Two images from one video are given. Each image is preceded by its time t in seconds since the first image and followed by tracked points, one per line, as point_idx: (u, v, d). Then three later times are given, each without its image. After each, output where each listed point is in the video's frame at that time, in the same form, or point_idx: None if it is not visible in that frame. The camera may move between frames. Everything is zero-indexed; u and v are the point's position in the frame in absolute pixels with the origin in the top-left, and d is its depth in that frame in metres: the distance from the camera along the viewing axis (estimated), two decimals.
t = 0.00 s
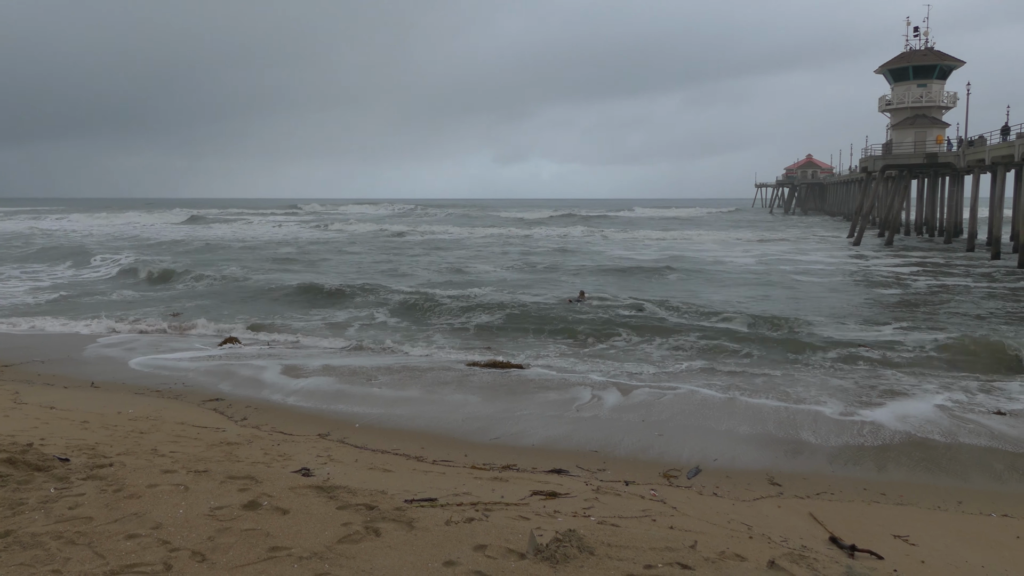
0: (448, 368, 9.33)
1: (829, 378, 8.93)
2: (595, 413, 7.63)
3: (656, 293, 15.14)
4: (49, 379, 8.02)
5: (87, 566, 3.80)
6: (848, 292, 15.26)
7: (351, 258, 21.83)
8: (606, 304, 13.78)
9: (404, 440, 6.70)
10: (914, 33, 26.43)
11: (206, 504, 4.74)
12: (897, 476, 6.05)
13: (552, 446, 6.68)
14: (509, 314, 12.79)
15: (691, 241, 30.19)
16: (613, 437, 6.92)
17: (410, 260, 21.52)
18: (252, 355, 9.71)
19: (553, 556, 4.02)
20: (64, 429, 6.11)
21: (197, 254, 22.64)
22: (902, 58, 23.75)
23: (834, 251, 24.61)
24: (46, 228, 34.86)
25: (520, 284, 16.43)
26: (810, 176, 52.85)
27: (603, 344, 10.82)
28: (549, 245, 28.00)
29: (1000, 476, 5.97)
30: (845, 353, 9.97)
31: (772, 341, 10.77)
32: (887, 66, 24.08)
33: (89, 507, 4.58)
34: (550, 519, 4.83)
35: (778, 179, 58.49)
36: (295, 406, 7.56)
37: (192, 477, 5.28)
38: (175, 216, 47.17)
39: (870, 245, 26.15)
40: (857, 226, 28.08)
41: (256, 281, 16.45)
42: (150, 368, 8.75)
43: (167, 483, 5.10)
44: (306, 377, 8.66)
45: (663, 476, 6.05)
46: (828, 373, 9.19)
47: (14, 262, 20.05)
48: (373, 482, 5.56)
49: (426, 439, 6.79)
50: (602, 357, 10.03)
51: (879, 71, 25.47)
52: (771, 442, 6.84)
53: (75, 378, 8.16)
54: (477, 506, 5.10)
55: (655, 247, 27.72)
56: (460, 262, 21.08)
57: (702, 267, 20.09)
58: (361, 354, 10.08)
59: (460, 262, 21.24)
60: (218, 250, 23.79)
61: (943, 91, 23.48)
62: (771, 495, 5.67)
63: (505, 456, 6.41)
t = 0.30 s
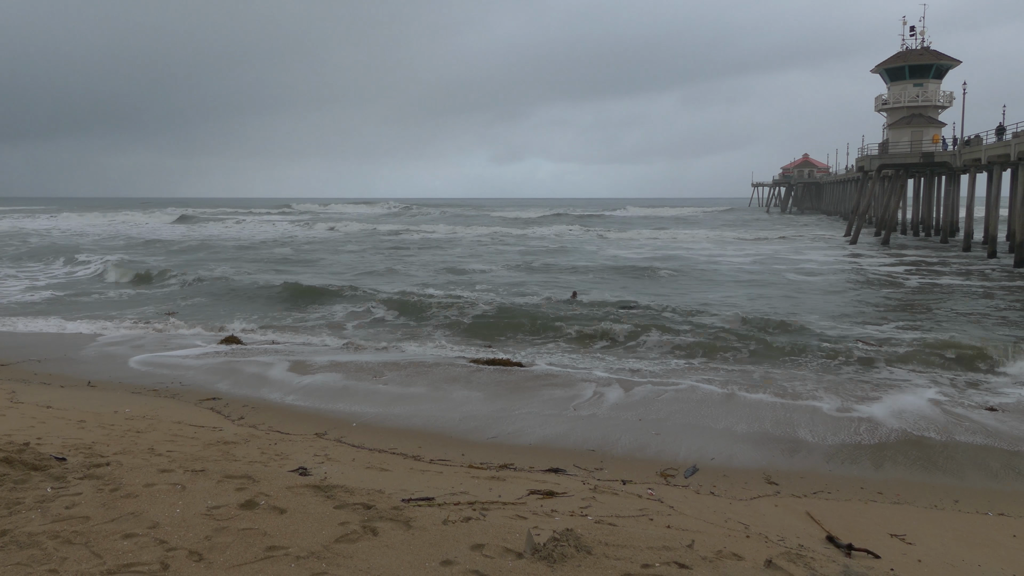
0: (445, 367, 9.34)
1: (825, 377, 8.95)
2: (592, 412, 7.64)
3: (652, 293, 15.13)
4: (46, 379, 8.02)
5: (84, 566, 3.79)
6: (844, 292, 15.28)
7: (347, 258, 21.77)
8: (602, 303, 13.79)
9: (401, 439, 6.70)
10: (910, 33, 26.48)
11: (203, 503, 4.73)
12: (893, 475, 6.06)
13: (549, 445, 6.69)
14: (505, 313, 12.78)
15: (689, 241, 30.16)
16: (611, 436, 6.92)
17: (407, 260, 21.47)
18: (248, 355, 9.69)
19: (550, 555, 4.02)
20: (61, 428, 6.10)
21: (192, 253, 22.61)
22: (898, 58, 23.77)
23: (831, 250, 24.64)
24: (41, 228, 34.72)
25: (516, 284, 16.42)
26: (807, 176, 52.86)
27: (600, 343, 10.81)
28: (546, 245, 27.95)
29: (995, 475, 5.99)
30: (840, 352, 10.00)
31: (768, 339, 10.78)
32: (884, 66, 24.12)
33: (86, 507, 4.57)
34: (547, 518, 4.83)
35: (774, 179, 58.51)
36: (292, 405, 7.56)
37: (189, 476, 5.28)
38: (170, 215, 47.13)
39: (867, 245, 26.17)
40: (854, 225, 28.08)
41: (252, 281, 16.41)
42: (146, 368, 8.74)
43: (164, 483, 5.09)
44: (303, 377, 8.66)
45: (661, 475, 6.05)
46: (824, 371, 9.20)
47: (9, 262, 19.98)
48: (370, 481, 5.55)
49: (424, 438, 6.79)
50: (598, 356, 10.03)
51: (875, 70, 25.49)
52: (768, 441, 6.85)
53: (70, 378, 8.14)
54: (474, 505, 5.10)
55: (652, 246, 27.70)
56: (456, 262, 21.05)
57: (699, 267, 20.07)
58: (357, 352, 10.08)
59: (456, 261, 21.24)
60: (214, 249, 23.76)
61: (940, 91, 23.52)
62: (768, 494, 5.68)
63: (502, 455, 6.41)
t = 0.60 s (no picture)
0: (444, 368, 9.34)
1: (822, 377, 8.95)
2: (590, 411, 7.64)
3: (649, 293, 15.12)
4: (45, 379, 8.03)
5: (82, 565, 3.79)
6: (841, 291, 15.30)
7: (344, 258, 21.75)
8: (600, 303, 13.78)
9: (400, 440, 6.69)
10: (908, 33, 26.50)
11: (201, 504, 4.72)
12: (891, 474, 6.07)
13: (548, 444, 6.69)
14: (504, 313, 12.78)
15: (686, 241, 30.16)
16: (610, 435, 6.92)
17: (403, 260, 21.44)
18: (247, 355, 9.69)
19: (549, 555, 4.02)
20: (58, 428, 6.09)
21: (190, 253, 22.61)
22: (896, 57, 23.78)
23: (829, 250, 24.68)
24: (36, 228, 34.62)
25: (513, 284, 16.40)
26: (804, 175, 52.90)
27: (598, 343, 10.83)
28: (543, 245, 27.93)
29: (993, 475, 6.00)
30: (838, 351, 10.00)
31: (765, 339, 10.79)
32: (881, 65, 24.15)
33: (84, 507, 4.57)
34: (545, 518, 4.83)
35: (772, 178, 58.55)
36: (290, 405, 7.56)
37: (187, 476, 5.27)
38: (166, 215, 46.99)
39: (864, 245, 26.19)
40: (852, 225, 28.09)
41: (250, 281, 16.41)
42: (144, 368, 8.74)
43: (162, 483, 5.09)
44: (301, 377, 8.65)
45: (659, 474, 6.05)
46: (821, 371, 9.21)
47: (5, 262, 19.93)
48: (369, 481, 5.55)
49: (423, 438, 6.79)
50: (596, 356, 10.02)
51: (873, 70, 25.51)
52: (766, 440, 6.85)
53: (69, 378, 8.14)
54: (472, 505, 5.10)
55: (649, 246, 27.69)
56: (453, 262, 21.03)
57: (696, 267, 20.07)
58: (355, 352, 10.07)
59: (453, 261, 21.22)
60: (212, 250, 23.75)
61: (937, 90, 23.54)
62: (767, 493, 5.68)
63: (501, 455, 6.41)
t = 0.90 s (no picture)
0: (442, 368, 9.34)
1: (820, 376, 8.95)
2: (588, 411, 7.65)
3: (647, 293, 15.10)
4: (44, 378, 8.04)
5: (81, 565, 3.79)
6: (839, 290, 15.30)
7: (341, 258, 21.70)
8: (596, 303, 13.78)
9: (398, 439, 6.69)
10: (906, 32, 26.51)
11: (200, 503, 4.72)
12: (890, 473, 6.07)
13: (547, 443, 6.69)
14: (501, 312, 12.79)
15: (684, 240, 30.13)
16: (608, 435, 6.93)
17: (401, 260, 21.40)
18: (245, 355, 9.68)
19: (548, 554, 4.03)
20: (57, 428, 6.09)
21: (189, 253, 22.60)
22: (895, 56, 23.78)
23: (827, 249, 24.68)
24: (33, 229, 34.52)
25: (510, 284, 16.39)
26: (803, 174, 52.84)
27: (595, 343, 10.80)
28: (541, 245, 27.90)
29: (991, 473, 6.00)
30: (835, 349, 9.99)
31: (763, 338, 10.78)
32: (879, 65, 24.15)
33: (83, 506, 4.57)
34: (544, 517, 4.83)
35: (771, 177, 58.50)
36: (289, 405, 7.55)
37: (186, 476, 5.27)
38: (164, 215, 46.93)
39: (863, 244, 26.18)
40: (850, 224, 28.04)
41: (248, 281, 16.40)
42: (143, 368, 8.75)
43: (161, 483, 5.08)
44: (299, 377, 8.66)
45: (657, 474, 6.04)
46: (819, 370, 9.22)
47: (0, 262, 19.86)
48: (368, 480, 5.55)
49: (421, 437, 6.80)
50: (594, 356, 10.01)
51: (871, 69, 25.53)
52: (764, 440, 6.85)
53: (67, 378, 8.13)
54: (471, 504, 5.10)
55: (648, 246, 27.65)
56: (450, 262, 20.99)
57: (694, 267, 20.04)
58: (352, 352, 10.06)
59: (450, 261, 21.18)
60: (210, 249, 23.72)
61: (935, 90, 23.55)
62: (765, 492, 5.68)
63: (500, 454, 6.42)
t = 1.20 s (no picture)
0: (442, 368, 9.33)
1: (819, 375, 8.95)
2: (588, 410, 7.64)
3: (646, 292, 15.07)
4: (43, 378, 8.05)
5: (81, 565, 3.79)
6: (838, 290, 15.28)
7: (340, 258, 21.64)
8: (595, 303, 13.76)
9: (398, 439, 6.69)
10: (906, 30, 26.50)
11: (199, 503, 4.73)
12: (889, 472, 6.07)
13: (546, 443, 6.69)
14: (501, 312, 12.78)
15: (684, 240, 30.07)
16: (608, 434, 6.92)
17: (399, 260, 21.35)
18: (244, 355, 9.68)
19: (548, 554, 4.03)
20: (57, 428, 6.09)
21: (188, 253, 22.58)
22: (895, 55, 23.77)
23: (827, 249, 24.64)
24: (29, 229, 34.38)
25: (509, 284, 16.36)
26: (803, 173, 52.75)
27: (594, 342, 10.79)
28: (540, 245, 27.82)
29: (991, 473, 6.01)
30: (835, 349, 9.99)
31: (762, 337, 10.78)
32: (878, 65, 24.14)
33: (83, 506, 4.57)
34: (544, 517, 4.83)
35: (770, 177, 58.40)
36: (288, 405, 7.54)
37: (185, 475, 5.27)
38: (164, 215, 46.93)
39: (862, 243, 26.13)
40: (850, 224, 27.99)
41: (249, 281, 16.40)
42: (142, 367, 8.76)
43: (160, 482, 5.08)
44: (298, 377, 8.66)
45: (657, 473, 6.04)
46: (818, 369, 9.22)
47: None
48: (367, 480, 5.55)
49: (421, 437, 6.79)
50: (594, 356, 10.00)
51: (871, 68, 25.55)
52: (764, 439, 6.85)
53: (67, 378, 8.12)
54: (471, 504, 5.10)
55: (647, 245, 27.59)
56: (449, 262, 20.94)
57: (693, 266, 19.99)
58: (351, 352, 10.05)
59: (449, 261, 21.13)
60: (209, 249, 23.69)
61: (935, 89, 23.54)
62: (765, 492, 5.68)
63: (499, 453, 6.42)
